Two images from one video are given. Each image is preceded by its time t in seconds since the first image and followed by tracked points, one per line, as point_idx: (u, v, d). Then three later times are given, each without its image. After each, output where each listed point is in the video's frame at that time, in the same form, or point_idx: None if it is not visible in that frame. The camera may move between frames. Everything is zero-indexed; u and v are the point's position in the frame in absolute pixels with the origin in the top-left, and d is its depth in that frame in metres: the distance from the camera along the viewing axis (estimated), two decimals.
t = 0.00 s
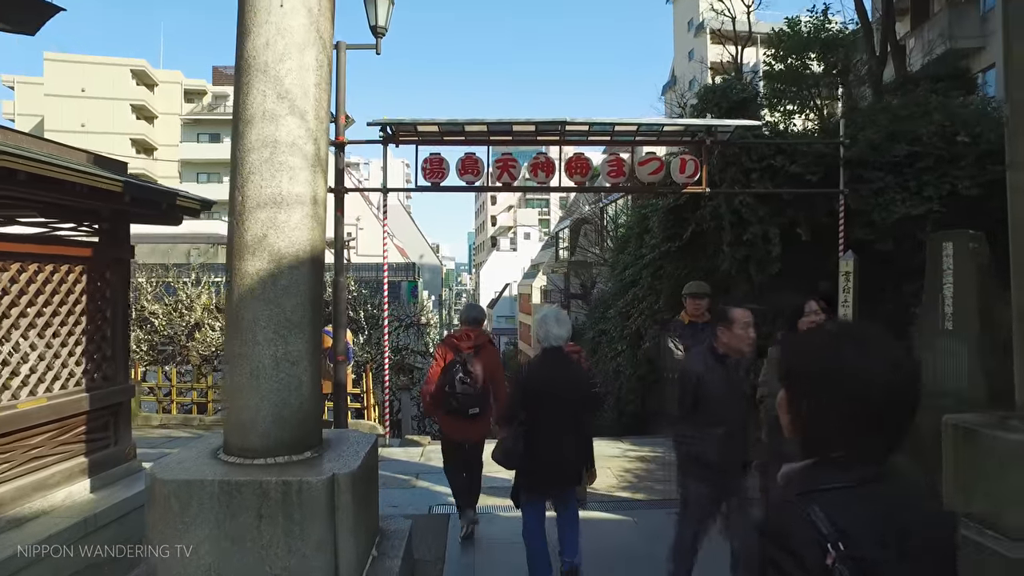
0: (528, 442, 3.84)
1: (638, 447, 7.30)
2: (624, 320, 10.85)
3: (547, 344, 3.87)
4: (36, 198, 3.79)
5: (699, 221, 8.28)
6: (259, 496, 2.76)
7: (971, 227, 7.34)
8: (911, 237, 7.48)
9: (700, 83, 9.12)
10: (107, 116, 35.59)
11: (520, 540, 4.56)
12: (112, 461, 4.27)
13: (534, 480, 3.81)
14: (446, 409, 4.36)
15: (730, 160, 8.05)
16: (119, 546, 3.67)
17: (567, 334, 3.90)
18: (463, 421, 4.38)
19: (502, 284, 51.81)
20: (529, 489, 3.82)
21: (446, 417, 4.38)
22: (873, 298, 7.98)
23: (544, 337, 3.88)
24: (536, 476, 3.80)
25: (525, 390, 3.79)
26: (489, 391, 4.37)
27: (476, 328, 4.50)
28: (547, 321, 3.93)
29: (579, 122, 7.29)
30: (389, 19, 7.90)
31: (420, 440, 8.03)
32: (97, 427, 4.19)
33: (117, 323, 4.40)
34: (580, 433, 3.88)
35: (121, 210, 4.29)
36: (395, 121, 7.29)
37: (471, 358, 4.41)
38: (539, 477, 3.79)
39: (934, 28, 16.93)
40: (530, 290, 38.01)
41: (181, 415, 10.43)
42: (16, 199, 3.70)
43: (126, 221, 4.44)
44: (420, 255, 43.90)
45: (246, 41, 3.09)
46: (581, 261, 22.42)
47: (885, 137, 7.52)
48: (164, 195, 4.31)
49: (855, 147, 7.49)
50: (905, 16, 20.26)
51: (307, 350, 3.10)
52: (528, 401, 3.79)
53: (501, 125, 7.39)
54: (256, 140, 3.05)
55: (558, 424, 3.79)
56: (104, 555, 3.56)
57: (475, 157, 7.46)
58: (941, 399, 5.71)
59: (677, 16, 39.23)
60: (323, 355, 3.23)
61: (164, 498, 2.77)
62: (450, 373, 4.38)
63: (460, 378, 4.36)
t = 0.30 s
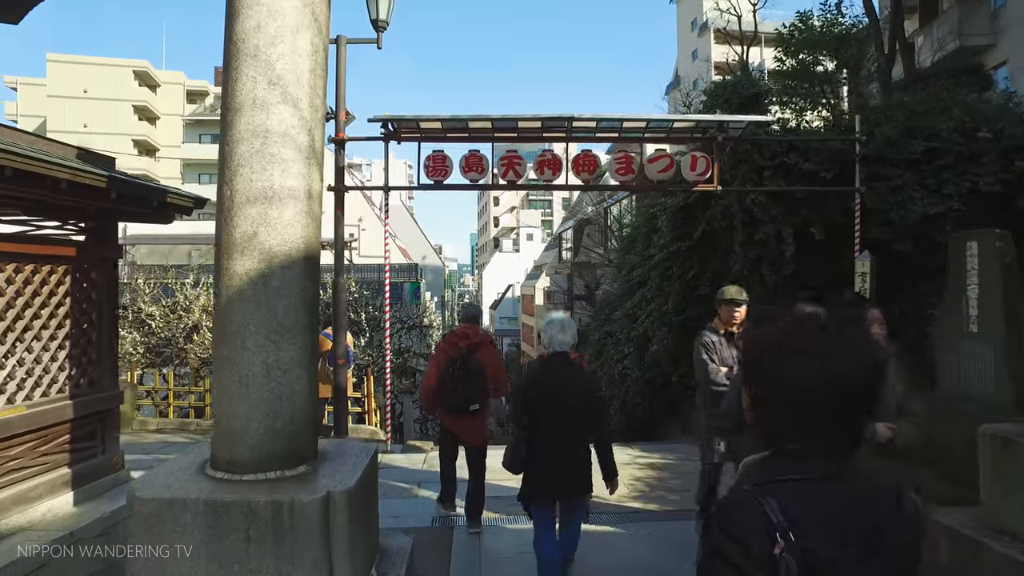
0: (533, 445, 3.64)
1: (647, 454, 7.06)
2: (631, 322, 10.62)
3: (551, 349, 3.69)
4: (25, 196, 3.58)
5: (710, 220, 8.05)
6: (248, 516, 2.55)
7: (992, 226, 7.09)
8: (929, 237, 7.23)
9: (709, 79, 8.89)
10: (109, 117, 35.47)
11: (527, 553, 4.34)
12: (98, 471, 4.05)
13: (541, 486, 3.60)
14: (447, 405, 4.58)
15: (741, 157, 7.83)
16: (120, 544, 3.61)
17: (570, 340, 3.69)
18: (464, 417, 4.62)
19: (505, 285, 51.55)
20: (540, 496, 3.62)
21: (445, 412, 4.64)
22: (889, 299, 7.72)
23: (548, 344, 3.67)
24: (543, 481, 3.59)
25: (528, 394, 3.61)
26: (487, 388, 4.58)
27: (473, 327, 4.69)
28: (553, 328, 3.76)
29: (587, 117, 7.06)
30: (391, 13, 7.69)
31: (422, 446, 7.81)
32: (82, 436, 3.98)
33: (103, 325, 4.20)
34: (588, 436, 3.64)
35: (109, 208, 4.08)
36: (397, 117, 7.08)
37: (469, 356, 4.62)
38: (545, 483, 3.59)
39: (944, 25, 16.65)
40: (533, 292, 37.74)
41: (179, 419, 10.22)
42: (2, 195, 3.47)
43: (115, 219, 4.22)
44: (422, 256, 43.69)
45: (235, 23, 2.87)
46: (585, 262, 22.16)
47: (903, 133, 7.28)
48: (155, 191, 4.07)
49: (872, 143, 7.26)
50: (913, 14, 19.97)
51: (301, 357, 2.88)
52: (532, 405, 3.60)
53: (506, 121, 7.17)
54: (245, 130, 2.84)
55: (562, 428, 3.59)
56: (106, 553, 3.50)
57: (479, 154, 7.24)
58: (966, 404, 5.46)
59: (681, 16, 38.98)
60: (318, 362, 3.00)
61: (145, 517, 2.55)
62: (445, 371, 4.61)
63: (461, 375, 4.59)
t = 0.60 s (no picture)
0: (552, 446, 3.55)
1: (656, 461, 6.81)
2: (637, 323, 10.36)
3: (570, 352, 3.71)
4: (5, 189, 3.34)
5: (719, 219, 7.81)
6: (229, 538, 2.31)
7: (1015, 224, 6.82)
8: (950, 236, 6.96)
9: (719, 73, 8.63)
10: (109, 116, 35.31)
11: (531, 568, 4.09)
12: (75, 483, 3.82)
13: (556, 488, 3.56)
14: (437, 406, 4.72)
15: (753, 153, 7.58)
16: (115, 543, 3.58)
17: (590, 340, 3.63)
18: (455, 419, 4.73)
19: (507, 285, 51.33)
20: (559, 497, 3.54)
21: (439, 414, 4.77)
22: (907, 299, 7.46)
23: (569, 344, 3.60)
24: (561, 482, 3.52)
25: (543, 396, 3.56)
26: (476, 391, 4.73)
27: (462, 332, 4.86)
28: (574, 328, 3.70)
29: (593, 110, 6.81)
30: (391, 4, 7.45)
31: (423, 451, 7.56)
32: (62, 444, 3.77)
33: (88, 326, 3.97)
34: (608, 438, 3.56)
35: (92, 203, 3.86)
36: (397, 111, 6.84)
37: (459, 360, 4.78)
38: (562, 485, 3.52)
39: (954, 21, 16.32)
40: (535, 292, 37.49)
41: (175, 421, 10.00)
42: None
43: (99, 214, 4.00)
44: (425, 256, 43.57)
45: None
46: (588, 262, 21.95)
47: (921, 128, 7.02)
48: (137, 184, 3.89)
49: (889, 138, 7.00)
50: (921, 10, 19.68)
51: (291, 362, 2.64)
52: (549, 406, 3.54)
53: (510, 115, 6.92)
54: (230, 115, 2.59)
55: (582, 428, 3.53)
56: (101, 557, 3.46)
57: (482, 150, 7.00)
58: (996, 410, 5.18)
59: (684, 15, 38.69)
60: (309, 368, 2.76)
61: (114, 540, 2.30)
62: (437, 374, 4.82)
63: (450, 377, 4.78)
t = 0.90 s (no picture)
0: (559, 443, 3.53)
1: (665, 466, 6.56)
2: (643, 323, 10.11)
3: (579, 351, 3.56)
4: None
5: (729, 215, 7.56)
6: (200, 561, 2.08)
7: None
8: (970, 232, 6.70)
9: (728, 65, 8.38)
10: (110, 116, 35.13)
11: None
12: (53, 490, 3.63)
13: (563, 483, 3.49)
14: (429, 399, 4.84)
15: (765, 146, 7.34)
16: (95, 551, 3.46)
17: (597, 341, 3.50)
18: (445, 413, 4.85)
19: (509, 286, 51.10)
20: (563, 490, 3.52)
21: (428, 409, 4.86)
22: (923, 299, 7.20)
23: (577, 345, 3.51)
24: (566, 478, 3.46)
25: (550, 393, 3.51)
26: (468, 388, 4.83)
27: (458, 329, 4.93)
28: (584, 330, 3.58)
29: (599, 102, 6.57)
30: None
31: (423, 455, 7.32)
32: (35, 452, 3.56)
33: (63, 325, 3.75)
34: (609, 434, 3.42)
35: (69, 194, 3.63)
36: (396, 104, 6.61)
37: (453, 356, 4.87)
38: (568, 481, 3.47)
39: (963, 16, 16.06)
40: (537, 292, 37.24)
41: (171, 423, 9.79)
42: None
43: (77, 206, 3.78)
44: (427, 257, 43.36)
45: None
46: (592, 262, 21.70)
47: (938, 121, 6.76)
48: (115, 174, 3.66)
49: (906, 131, 6.74)
50: (928, 7, 19.41)
51: (273, 365, 2.41)
52: (555, 403, 3.49)
53: (513, 107, 6.69)
54: (205, 92, 2.35)
55: (584, 427, 3.41)
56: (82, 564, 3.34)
57: (483, 143, 6.77)
58: None
59: (687, 14, 38.43)
60: (294, 371, 2.53)
61: (71, 566, 2.06)
62: (429, 369, 4.89)
63: (439, 372, 4.84)
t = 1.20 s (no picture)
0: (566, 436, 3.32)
1: (676, 471, 6.31)
2: (651, 323, 9.84)
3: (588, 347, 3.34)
4: None
5: (741, 211, 7.31)
6: None
7: None
8: (993, 228, 6.44)
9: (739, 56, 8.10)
10: (113, 115, 34.92)
11: None
12: (26, 500, 3.52)
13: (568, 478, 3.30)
14: (437, 400, 5.09)
15: (778, 140, 7.08)
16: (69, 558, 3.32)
17: (608, 334, 3.27)
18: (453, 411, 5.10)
19: (513, 286, 50.82)
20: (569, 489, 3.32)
21: (438, 407, 5.11)
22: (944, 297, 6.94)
23: (586, 339, 3.30)
24: (569, 473, 3.27)
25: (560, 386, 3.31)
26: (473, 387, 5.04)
27: (462, 330, 5.16)
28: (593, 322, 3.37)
29: (607, 93, 6.31)
30: None
31: (424, 459, 7.09)
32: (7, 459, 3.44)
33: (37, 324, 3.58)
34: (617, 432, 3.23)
35: (43, 184, 3.42)
36: (396, 94, 6.36)
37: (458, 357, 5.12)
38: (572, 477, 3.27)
39: (975, 10, 15.72)
40: (542, 292, 36.96)
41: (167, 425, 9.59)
42: None
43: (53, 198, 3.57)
44: (430, 257, 43.10)
45: None
46: (597, 261, 21.40)
47: (961, 112, 6.49)
48: (92, 164, 3.45)
49: (927, 122, 6.47)
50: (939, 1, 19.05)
51: (251, 366, 2.17)
52: (565, 397, 3.29)
53: (517, 97, 6.44)
54: (175, 63, 2.11)
55: (591, 417, 3.22)
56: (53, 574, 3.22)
57: (486, 136, 6.53)
58: None
59: (693, 11, 38.05)
60: (274, 373, 2.29)
61: None
62: (439, 368, 5.10)
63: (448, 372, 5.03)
